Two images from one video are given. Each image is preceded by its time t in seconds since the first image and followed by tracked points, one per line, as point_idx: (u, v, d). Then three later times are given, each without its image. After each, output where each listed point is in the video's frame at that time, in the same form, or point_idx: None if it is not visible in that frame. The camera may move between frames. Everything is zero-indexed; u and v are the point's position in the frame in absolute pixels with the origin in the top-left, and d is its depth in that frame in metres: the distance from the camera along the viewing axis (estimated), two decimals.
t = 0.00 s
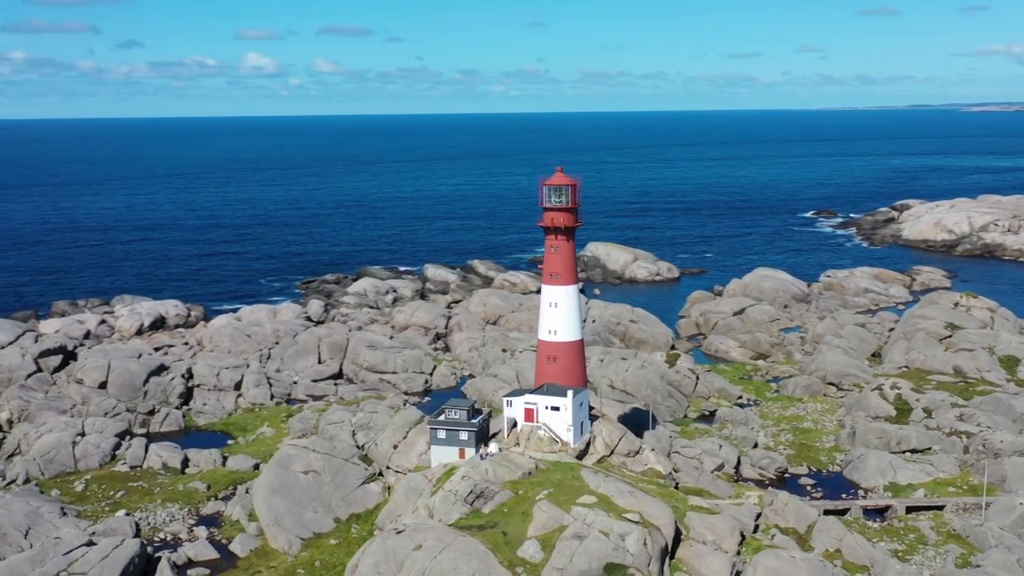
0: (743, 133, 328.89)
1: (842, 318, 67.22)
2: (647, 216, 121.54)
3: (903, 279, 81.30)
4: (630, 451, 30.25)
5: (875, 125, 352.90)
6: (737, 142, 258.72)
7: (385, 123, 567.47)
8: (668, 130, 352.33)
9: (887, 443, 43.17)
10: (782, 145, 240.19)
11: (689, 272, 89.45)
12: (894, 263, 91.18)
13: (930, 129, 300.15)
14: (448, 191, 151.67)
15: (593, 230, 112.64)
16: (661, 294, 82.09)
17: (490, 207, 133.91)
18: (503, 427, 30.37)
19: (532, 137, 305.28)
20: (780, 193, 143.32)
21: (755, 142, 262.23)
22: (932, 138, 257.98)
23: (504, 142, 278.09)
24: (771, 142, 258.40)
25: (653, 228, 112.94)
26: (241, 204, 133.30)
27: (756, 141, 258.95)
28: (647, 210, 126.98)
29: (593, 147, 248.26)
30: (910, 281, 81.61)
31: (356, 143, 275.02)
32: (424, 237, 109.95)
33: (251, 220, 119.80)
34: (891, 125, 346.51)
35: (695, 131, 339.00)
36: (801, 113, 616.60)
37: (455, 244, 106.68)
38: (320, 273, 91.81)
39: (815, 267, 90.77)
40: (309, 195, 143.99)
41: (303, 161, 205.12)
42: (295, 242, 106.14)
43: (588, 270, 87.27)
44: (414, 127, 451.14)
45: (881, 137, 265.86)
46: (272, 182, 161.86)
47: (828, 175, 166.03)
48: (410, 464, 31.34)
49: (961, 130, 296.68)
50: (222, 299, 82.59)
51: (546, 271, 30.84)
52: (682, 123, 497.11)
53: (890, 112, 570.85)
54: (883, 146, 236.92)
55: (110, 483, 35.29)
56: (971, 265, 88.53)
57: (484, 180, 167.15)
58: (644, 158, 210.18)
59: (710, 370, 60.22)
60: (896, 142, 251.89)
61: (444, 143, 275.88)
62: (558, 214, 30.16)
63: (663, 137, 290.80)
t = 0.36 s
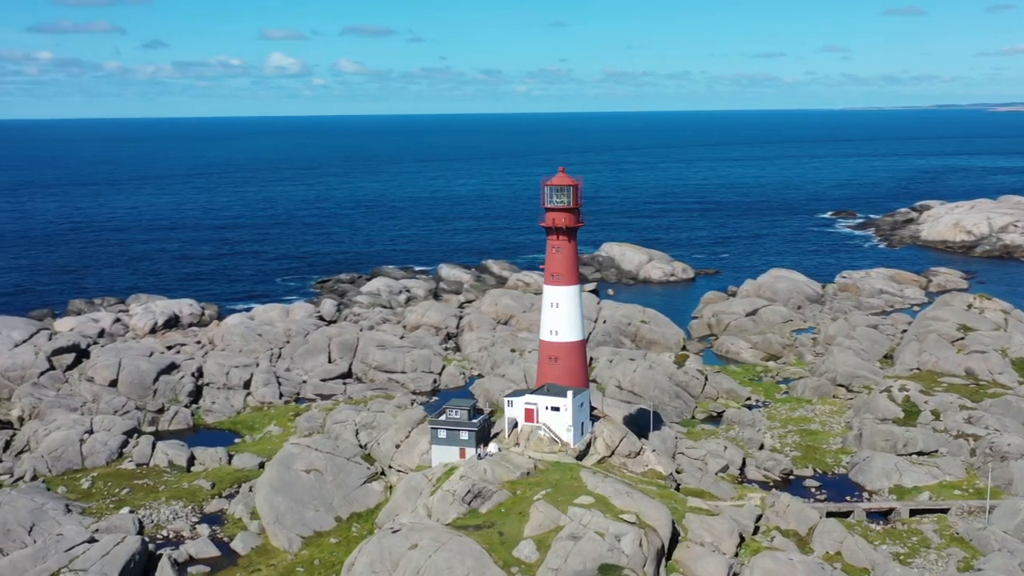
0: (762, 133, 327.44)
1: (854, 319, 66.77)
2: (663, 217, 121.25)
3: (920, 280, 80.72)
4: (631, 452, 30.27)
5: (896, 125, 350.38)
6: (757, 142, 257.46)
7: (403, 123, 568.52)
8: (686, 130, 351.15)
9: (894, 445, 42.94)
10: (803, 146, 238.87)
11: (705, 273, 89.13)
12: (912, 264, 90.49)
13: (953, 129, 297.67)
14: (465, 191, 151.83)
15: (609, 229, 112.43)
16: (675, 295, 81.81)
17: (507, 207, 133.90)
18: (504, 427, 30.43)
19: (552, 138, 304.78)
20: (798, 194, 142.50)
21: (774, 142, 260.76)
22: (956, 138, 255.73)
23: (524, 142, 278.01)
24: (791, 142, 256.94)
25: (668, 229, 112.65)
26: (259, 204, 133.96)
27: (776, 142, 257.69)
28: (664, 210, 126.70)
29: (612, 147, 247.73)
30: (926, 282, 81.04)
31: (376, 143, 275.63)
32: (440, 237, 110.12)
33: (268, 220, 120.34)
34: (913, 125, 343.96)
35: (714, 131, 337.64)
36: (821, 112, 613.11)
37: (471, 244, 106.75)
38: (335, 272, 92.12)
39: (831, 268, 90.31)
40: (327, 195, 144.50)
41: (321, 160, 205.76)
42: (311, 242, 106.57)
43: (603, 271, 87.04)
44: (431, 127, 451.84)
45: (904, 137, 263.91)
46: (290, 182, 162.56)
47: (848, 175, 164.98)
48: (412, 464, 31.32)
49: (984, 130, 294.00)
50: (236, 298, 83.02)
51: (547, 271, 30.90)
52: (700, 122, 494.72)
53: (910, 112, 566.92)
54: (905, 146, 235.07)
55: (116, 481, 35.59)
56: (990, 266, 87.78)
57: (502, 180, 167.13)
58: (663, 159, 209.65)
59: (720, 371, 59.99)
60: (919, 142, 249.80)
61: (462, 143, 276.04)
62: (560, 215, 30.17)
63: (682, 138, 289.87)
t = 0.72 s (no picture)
0: (781, 132, 325.84)
1: (866, 320, 66.29)
2: (680, 217, 120.96)
3: (936, 282, 80.15)
4: (632, 453, 30.32)
5: (918, 125, 347.73)
6: (778, 143, 256.34)
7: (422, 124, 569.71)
8: (705, 130, 349.82)
9: (900, 447, 42.65)
10: (824, 146, 237.46)
11: (720, 273, 88.80)
12: (931, 265, 89.81)
13: (976, 130, 295.20)
14: (481, 191, 151.92)
15: (626, 230, 112.21)
16: (689, 295, 81.55)
17: (524, 207, 133.86)
18: (504, 426, 30.49)
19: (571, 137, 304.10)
20: (818, 194, 141.64)
21: (794, 142, 259.19)
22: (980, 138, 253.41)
23: (543, 142, 277.86)
24: (812, 142, 255.44)
25: (685, 229, 112.32)
26: (276, 204, 134.53)
27: (797, 142, 256.35)
28: (681, 211, 126.38)
29: (631, 148, 247.19)
30: (943, 283, 80.48)
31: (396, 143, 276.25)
32: (456, 237, 110.26)
33: (285, 220, 120.86)
34: (934, 125, 341.38)
35: (734, 131, 336.09)
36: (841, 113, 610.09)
37: (487, 244, 106.80)
38: (350, 272, 92.35)
39: (847, 270, 89.84)
40: (344, 195, 145.02)
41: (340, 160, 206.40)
42: (328, 241, 106.99)
43: (618, 271, 86.87)
44: (448, 127, 452.47)
45: (927, 138, 261.79)
46: (308, 182, 163.20)
47: (869, 176, 163.95)
48: (414, 463, 31.36)
49: (1009, 130, 291.26)
50: (251, 297, 83.47)
51: (549, 271, 30.95)
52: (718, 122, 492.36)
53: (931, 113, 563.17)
54: (928, 147, 233.19)
55: (121, 478, 35.89)
56: (1010, 268, 86.99)
57: (520, 180, 167.13)
58: (683, 159, 208.93)
59: (729, 372, 59.78)
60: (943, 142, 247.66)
61: (482, 143, 276.14)
62: (561, 214, 30.17)
63: (702, 138, 288.81)
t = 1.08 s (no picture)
0: (801, 132, 324.13)
1: (880, 322, 65.81)
2: (697, 218, 120.66)
3: (953, 283, 79.58)
4: (633, 454, 30.29)
5: (940, 125, 344.70)
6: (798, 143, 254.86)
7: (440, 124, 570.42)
8: (723, 130, 348.46)
9: (907, 450, 42.43)
10: (846, 146, 235.90)
11: (735, 274, 88.49)
12: (949, 267, 89.10)
13: (1000, 130, 292.29)
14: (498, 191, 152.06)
15: (642, 230, 112.04)
16: (702, 296, 81.31)
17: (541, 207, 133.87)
18: (505, 427, 30.57)
19: (590, 137, 303.47)
20: (837, 195, 140.81)
21: (813, 142, 257.73)
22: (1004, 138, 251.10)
23: (561, 142, 277.53)
24: (833, 142, 253.73)
25: (701, 230, 112.05)
26: (293, 204, 135.27)
27: (818, 142, 254.75)
28: (698, 211, 126.04)
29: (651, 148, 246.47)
30: (960, 285, 79.88)
31: (414, 143, 276.62)
32: (471, 237, 110.43)
33: (301, 220, 121.45)
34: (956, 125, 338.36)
35: (753, 132, 334.45)
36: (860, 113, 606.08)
37: (503, 244, 106.89)
38: (364, 272, 92.66)
39: (864, 271, 89.26)
40: (361, 195, 145.53)
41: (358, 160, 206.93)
42: (344, 241, 107.39)
43: (632, 271, 86.78)
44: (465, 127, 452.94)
45: (951, 138, 259.39)
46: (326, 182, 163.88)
47: (889, 176, 162.77)
48: (416, 463, 31.47)
49: None
50: (265, 297, 83.94)
51: (550, 272, 30.98)
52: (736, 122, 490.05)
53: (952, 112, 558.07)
54: (951, 146, 231.06)
55: (127, 476, 36.22)
56: None
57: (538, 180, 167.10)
58: (702, 159, 208.18)
59: (739, 373, 59.59)
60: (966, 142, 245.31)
61: (500, 143, 276.23)
62: (562, 215, 30.19)
63: (721, 138, 287.43)
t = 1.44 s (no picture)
0: (821, 131, 322.17)
1: (893, 324, 65.34)
2: (714, 218, 120.28)
3: (969, 285, 78.99)
4: (634, 455, 30.29)
5: (961, 125, 341.84)
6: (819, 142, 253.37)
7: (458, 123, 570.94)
8: (742, 130, 346.98)
9: (913, 452, 42.19)
10: (868, 146, 234.24)
11: (750, 275, 88.16)
12: (967, 268, 88.41)
13: None
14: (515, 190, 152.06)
15: (658, 230, 111.81)
16: (716, 296, 81.07)
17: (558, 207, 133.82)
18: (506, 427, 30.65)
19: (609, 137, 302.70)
20: (857, 195, 139.96)
21: (833, 142, 255.91)
22: None
23: (580, 142, 277.09)
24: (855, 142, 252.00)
25: (717, 230, 111.71)
26: (310, 204, 135.83)
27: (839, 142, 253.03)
28: (715, 212, 125.61)
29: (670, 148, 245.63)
30: (976, 287, 79.29)
31: (433, 143, 276.89)
32: (487, 237, 110.56)
33: (318, 219, 121.95)
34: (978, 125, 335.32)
35: (773, 131, 332.75)
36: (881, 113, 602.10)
37: (519, 244, 106.91)
38: (379, 272, 92.92)
39: (880, 272, 88.73)
40: (378, 195, 145.92)
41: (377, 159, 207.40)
42: (360, 241, 107.74)
43: (646, 272, 86.66)
44: (483, 126, 453.12)
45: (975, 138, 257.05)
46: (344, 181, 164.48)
47: (910, 177, 161.59)
48: (417, 462, 31.58)
49: None
50: (280, 296, 84.37)
51: (551, 272, 31.00)
52: (755, 121, 487.26)
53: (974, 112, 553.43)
54: (975, 146, 228.88)
55: (133, 473, 36.54)
56: None
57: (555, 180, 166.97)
58: (721, 159, 207.37)
59: (749, 374, 59.39)
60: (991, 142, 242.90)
61: (519, 143, 276.02)
62: (563, 216, 30.21)
63: (741, 138, 286.12)
